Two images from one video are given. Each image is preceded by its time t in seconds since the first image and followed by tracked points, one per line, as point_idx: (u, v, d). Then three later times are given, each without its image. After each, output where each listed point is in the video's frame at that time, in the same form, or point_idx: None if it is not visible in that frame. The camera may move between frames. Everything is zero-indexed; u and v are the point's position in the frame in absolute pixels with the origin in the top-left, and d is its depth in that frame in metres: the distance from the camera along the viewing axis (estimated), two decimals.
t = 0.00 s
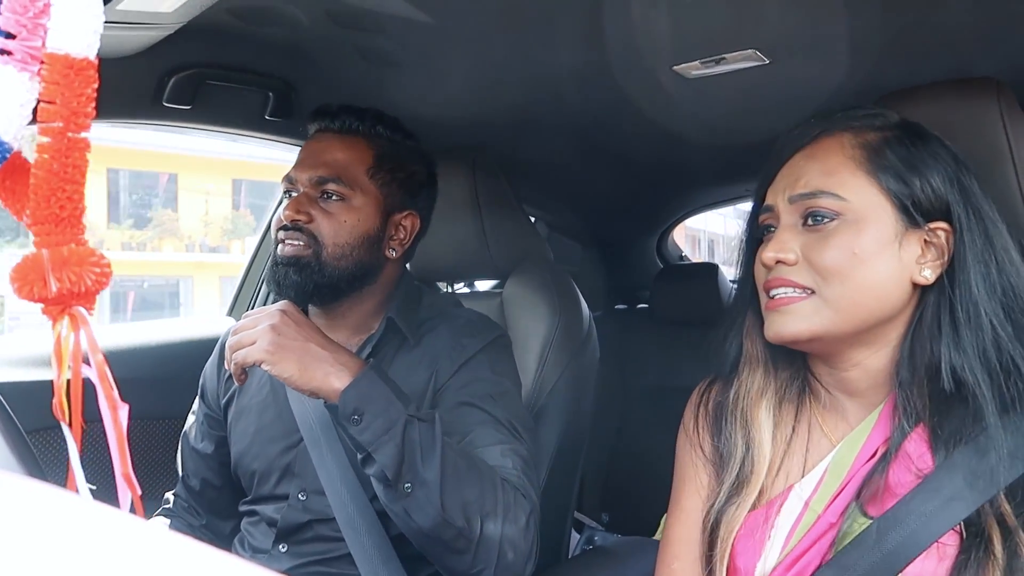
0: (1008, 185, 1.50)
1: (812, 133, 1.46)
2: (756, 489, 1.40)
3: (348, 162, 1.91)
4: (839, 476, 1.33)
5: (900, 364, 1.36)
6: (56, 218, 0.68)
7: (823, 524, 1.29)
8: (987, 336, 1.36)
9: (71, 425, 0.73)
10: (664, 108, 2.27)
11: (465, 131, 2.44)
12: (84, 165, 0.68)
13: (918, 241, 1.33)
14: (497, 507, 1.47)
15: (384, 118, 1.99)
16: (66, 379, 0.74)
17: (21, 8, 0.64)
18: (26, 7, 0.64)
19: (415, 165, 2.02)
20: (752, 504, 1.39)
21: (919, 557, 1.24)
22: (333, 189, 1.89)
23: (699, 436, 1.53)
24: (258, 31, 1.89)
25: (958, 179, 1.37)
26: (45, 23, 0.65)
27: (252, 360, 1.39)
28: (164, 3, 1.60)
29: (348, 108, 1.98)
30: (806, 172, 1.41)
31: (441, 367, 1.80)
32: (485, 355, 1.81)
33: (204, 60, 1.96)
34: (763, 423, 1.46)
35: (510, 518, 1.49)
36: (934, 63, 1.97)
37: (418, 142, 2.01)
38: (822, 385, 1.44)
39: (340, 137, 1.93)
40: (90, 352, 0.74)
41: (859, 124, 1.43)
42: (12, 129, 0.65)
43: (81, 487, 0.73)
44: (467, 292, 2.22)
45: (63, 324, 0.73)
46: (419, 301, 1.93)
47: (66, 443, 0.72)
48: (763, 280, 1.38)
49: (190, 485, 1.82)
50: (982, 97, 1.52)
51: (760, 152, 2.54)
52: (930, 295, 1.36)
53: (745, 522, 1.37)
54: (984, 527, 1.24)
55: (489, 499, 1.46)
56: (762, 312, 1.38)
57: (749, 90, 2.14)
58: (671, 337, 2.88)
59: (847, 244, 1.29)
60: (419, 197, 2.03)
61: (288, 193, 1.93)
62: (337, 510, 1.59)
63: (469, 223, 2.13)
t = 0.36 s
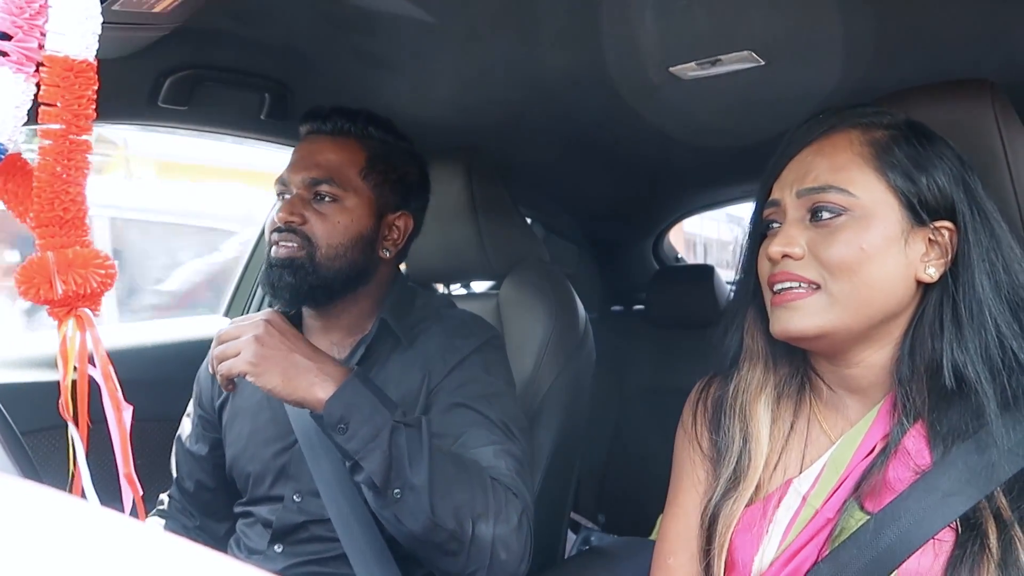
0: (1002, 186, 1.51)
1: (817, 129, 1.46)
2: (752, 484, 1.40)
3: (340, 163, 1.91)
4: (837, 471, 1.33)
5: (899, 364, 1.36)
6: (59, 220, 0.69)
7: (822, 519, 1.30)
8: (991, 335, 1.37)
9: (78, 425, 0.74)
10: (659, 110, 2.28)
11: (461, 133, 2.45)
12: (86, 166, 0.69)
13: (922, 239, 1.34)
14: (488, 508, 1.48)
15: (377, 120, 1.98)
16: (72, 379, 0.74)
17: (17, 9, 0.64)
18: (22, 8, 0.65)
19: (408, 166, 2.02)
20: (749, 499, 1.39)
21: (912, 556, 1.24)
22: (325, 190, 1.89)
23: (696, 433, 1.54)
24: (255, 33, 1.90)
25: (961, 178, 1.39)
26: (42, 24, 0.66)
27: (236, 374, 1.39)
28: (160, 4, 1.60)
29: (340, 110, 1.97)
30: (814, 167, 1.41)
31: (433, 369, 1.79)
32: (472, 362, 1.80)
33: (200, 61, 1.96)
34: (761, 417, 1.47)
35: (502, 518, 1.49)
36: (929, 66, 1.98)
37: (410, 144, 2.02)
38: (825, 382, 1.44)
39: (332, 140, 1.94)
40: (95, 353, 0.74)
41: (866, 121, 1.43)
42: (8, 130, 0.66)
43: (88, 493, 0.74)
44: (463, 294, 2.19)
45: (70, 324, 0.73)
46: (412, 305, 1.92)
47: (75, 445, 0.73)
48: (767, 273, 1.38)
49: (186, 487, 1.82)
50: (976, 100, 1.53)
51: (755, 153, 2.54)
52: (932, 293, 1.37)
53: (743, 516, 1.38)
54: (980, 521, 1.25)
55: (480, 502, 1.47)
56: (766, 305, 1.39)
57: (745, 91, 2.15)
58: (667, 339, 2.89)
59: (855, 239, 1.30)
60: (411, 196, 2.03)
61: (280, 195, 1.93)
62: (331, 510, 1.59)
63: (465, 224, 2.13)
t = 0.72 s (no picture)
0: (1000, 184, 1.51)
1: (811, 128, 1.46)
2: (749, 484, 1.40)
3: (342, 176, 1.89)
4: (831, 471, 1.33)
5: (895, 358, 1.37)
6: (45, 217, 0.69)
7: (816, 518, 1.30)
8: (985, 332, 1.37)
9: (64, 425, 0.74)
10: (657, 108, 2.27)
11: (459, 131, 2.44)
12: (75, 163, 0.69)
13: (917, 238, 1.34)
14: (404, 533, 1.49)
15: (357, 117, 1.96)
16: (56, 378, 0.74)
17: (13, 7, 0.64)
18: (19, 7, 0.64)
19: (387, 156, 2.00)
20: (744, 499, 1.39)
21: (912, 549, 1.24)
22: (335, 208, 1.87)
23: (692, 432, 1.54)
24: (252, 30, 1.89)
25: (956, 176, 1.38)
26: (37, 22, 0.65)
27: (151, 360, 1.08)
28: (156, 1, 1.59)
29: (318, 114, 1.93)
30: (809, 166, 1.40)
31: (414, 359, 1.83)
32: (455, 353, 1.85)
33: (197, 58, 1.96)
34: (756, 419, 1.47)
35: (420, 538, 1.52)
36: (927, 64, 1.97)
37: (381, 132, 2.00)
38: (819, 381, 1.44)
39: (324, 149, 1.90)
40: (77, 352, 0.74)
41: (860, 121, 1.43)
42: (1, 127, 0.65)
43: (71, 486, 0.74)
44: (461, 292, 2.21)
45: (52, 322, 0.73)
46: (406, 301, 1.96)
47: (59, 444, 0.73)
48: (763, 273, 1.38)
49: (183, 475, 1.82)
50: (973, 98, 1.52)
51: (753, 151, 2.54)
52: (927, 291, 1.37)
53: (736, 518, 1.38)
54: (975, 517, 1.25)
55: (398, 530, 1.48)
56: (763, 305, 1.38)
57: (743, 89, 2.15)
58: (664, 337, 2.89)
59: (852, 239, 1.30)
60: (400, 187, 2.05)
61: (280, 216, 1.89)
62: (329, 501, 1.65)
63: (463, 222, 2.12)
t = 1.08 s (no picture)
0: (994, 178, 1.51)
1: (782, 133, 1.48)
2: (742, 480, 1.41)
3: (310, 160, 1.92)
4: (825, 465, 1.34)
5: (879, 350, 1.37)
6: (45, 214, 0.69)
7: (809, 514, 1.30)
8: (961, 322, 1.35)
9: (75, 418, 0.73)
10: (652, 102, 2.27)
11: (454, 126, 2.44)
12: (73, 160, 0.69)
13: (885, 233, 1.33)
14: (368, 519, 1.48)
15: (337, 109, 2.00)
16: (64, 372, 0.73)
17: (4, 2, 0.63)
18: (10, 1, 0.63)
19: (376, 151, 2.04)
20: (737, 494, 1.39)
21: (903, 545, 1.25)
22: (301, 190, 1.90)
23: (688, 425, 1.55)
24: (246, 24, 1.89)
25: (924, 168, 1.38)
26: (28, 17, 0.64)
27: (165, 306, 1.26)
28: None
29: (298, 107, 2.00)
30: (770, 171, 1.42)
31: (405, 352, 1.85)
32: (438, 349, 1.86)
33: (191, 52, 1.95)
34: (749, 413, 1.47)
35: (384, 529, 1.50)
36: (921, 58, 1.98)
37: (371, 126, 2.03)
38: (808, 375, 1.45)
39: (298, 137, 1.95)
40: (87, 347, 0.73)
41: (826, 122, 1.44)
42: None
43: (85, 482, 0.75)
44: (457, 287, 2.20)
45: (57, 317, 0.73)
46: (398, 295, 1.98)
47: (71, 435, 0.73)
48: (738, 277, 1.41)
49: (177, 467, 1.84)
50: (965, 95, 1.53)
51: (748, 146, 2.54)
52: (901, 287, 1.36)
53: (731, 510, 1.38)
54: (965, 513, 1.26)
55: (357, 516, 1.47)
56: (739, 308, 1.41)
57: (738, 84, 2.15)
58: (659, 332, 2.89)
59: (808, 239, 1.31)
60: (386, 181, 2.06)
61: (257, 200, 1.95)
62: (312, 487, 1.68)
63: (458, 217, 2.12)
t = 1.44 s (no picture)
0: (988, 201, 1.51)
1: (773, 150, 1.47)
2: (732, 503, 1.40)
3: (298, 178, 1.95)
4: (813, 488, 1.34)
5: (867, 374, 1.37)
6: (28, 226, 0.69)
7: (800, 536, 1.30)
8: (945, 347, 1.36)
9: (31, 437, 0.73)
10: (648, 121, 2.28)
11: (451, 143, 2.44)
12: (59, 173, 0.69)
13: (876, 256, 1.34)
14: (357, 552, 1.51)
15: (333, 127, 2.02)
16: (29, 391, 0.73)
17: (3, 15, 0.64)
18: (9, 15, 0.64)
19: (370, 170, 2.05)
20: (729, 518, 1.39)
21: (896, 564, 1.25)
22: (284, 208, 1.92)
23: (677, 448, 1.54)
24: (245, 41, 1.90)
25: (913, 192, 1.39)
26: (28, 31, 0.65)
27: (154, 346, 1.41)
28: (149, 11, 1.59)
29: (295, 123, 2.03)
30: (763, 190, 1.42)
31: (397, 378, 1.85)
32: (436, 367, 1.86)
33: (189, 68, 1.96)
34: (738, 437, 1.47)
35: (373, 561, 1.52)
36: (917, 79, 1.99)
37: (368, 146, 2.04)
38: (797, 398, 1.45)
39: (288, 154, 1.97)
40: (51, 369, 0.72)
41: (813, 143, 1.44)
42: None
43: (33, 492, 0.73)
44: (451, 304, 2.20)
45: (30, 332, 0.72)
46: (391, 312, 1.99)
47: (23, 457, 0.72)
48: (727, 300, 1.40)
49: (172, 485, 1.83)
50: (960, 118, 1.54)
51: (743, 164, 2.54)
52: (891, 308, 1.37)
53: (722, 536, 1.38)
54: (957, 535, 1.25)
55: (346, 549, 1.51)
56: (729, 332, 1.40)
57: (733, 103, 2.16)
58: (654, 350, 2.89)
59: (802, 263, 1.31)
60: (377, 203, 2.06)
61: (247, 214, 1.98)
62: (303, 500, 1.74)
63: (454, 234, 2.12)
